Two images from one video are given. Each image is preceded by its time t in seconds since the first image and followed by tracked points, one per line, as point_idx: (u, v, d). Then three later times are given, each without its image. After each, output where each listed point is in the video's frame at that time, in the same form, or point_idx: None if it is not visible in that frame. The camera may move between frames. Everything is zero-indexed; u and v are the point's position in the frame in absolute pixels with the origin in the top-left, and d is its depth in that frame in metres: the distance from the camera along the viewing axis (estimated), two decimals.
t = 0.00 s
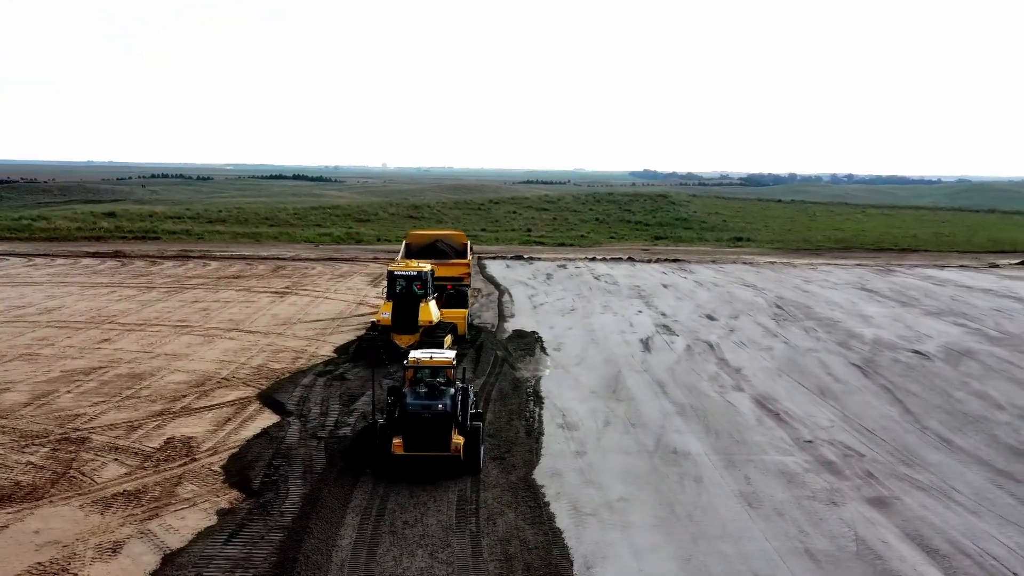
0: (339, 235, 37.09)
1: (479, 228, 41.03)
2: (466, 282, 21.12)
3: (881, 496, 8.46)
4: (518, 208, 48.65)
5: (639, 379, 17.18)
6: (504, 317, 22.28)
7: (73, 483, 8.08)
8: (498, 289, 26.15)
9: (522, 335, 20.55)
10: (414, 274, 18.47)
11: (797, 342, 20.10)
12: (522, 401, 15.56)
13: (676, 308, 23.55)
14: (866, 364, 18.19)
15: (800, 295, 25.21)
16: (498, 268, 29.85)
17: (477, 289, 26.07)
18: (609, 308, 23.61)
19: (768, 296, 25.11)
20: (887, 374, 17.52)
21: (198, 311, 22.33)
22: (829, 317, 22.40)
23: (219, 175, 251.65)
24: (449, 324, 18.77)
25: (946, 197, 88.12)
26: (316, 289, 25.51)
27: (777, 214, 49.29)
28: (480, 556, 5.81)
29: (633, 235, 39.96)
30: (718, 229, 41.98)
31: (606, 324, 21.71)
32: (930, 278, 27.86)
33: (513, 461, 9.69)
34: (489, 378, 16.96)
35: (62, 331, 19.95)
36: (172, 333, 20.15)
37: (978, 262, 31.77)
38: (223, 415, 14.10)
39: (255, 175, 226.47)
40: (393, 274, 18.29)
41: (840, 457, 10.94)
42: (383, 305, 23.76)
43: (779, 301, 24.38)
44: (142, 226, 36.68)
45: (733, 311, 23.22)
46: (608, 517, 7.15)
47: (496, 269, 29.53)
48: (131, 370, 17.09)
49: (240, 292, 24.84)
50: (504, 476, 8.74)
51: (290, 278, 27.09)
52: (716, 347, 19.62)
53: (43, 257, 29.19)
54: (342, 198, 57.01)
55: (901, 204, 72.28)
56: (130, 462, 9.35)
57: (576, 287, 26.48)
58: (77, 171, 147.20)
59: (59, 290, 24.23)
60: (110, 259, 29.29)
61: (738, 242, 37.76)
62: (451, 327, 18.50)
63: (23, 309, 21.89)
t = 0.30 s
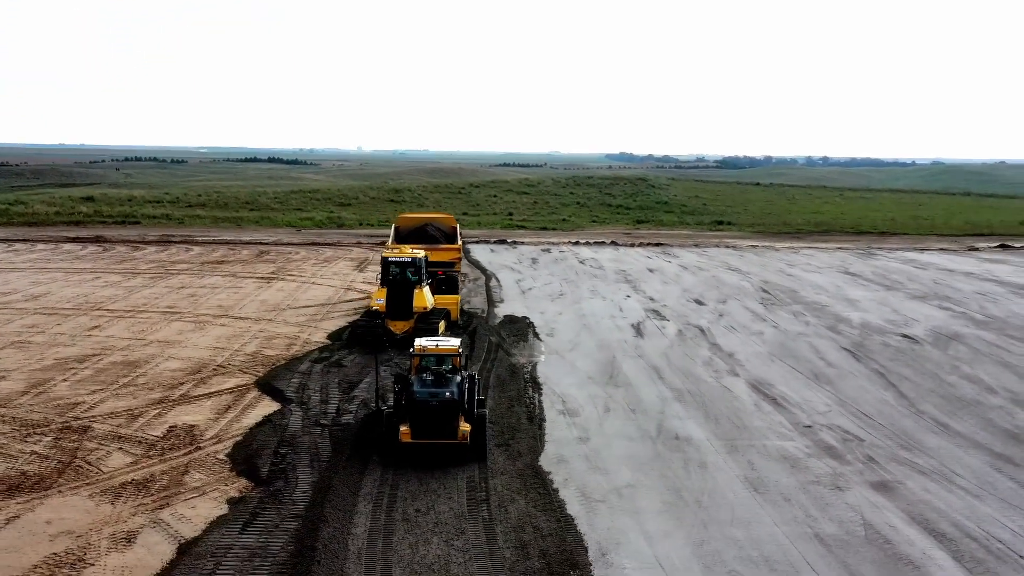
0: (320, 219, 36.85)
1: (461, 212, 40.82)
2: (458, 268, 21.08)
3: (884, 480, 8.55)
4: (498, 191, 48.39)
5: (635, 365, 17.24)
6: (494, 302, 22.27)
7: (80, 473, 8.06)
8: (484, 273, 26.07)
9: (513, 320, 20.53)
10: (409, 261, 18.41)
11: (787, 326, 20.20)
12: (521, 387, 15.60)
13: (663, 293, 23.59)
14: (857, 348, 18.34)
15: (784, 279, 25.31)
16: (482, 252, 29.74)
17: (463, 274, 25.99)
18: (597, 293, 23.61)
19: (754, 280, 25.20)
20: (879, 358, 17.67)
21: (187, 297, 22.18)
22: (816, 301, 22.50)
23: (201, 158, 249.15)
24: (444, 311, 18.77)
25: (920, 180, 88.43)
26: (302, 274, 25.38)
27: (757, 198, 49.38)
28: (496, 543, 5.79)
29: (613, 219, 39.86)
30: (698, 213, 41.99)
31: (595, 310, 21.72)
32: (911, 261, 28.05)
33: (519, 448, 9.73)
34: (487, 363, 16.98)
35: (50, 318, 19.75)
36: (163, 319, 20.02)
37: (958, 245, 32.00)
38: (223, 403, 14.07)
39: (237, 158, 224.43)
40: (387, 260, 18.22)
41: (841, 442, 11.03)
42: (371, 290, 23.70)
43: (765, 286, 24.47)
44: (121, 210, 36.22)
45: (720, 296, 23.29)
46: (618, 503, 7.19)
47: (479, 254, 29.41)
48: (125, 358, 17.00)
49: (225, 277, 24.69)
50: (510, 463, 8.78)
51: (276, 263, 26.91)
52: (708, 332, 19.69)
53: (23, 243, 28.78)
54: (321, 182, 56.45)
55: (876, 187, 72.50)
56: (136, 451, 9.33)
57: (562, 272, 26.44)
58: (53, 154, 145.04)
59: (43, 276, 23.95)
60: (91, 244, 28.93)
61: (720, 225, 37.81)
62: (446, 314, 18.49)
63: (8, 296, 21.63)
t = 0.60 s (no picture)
0: (303, 206, 36.59)
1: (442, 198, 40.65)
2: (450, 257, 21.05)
3: (887, 468, 8.63)
4: (479, 177, 48.19)
5: (631, 353, 17.29)
6: (484, 291, 22.26)
7: (87, 465, 8.03)
8: (471, 261, 26.00)
9: (504, 308, 20.53)
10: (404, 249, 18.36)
11: (777, 313, 20.30)
12: (520, 375, 15.63)
13: (652, 280, 23.64)
14: (848, 335, 18.47)
15: (769, 266, 25.41)
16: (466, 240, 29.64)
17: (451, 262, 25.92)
18: (586, 280, 23.62)
19: (740, 268, 25.26)
20: (870, 345, 17.81)
21: (176, 286, 22.02)
22: (803, 289, 22.60)
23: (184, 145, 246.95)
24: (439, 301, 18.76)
25: (895, 166, 88.63)
26: (288, 262, 25.23)
27: (737, 184, 49.41)
28: (511, 534, 5.83)
29: (596, 206, 39.79)
30: (680, 199, 42.01)
31: (585, 298, 21.74)
32: (893, 248, 28.23)
33: (523, 438, 9.77)
34: (485, 352, 17.00)
35: (39, 308, 19.56)
36: (154, 309, 19.89)
37: (938, 231, 32.21)
38: (223, 393, 14.03)
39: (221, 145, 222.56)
40: (382, 249, 18.15)
41: (840, 430, 11.12)
42: (360, 278, 23.61)
43: (751, 273, 24.55)
44: (101, 197, 35.79)
45: (709, 283, 23.35)
46: (627, 493, 7.23)
47: (464, 241, 29.31)
48: (120, 348, 16.90)
49: (212, 266, 24.51)
50: (517, 452, 8.82)
51: (262, 252, 26.74)
52: (699, 320, 19.76)
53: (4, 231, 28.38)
54: (301, 168, 55.96)
55: (853, 173, 72.69)
56: (141, 442, 9.30)
57: (550, 260, 26.42)
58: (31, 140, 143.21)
59: (27, 265, 23.67)
60: (73, 233, 28.61)
61: (703, 212, 37.88)
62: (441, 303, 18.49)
63: None
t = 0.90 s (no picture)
0: (285, 197, 36.32)
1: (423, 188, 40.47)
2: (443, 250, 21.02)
3: (890, 459, 8.71)
4: (460, 166, 47.99)
5: (627, 345, 17.33)
6: (475, 282, 22.24)
7: (94, 461, 7.99)
8: (458, 252, 25.93)
9: (497, 300, 20.54)
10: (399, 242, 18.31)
11: (768, 304, 20.39)
12: (519, 368, 15.65)
13: (640, 271, 23.68)
14: (839, 326, 18.60)
15: (755, 257, 25.49)
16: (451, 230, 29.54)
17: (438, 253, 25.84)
18: (575, 272, 23.62)
19: (726, 259, 25.32)
20: (862, 335, 17.95)
21: (164, 279, 21.84)
22: (791, 279, 22.69)
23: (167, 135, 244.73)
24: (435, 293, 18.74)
25: (871, 156, 89.08)
26: (275, 254, 25.09)
27: (717, 173, 49.44)
28: (526, 527, 5.86)
29: (578, 196, 39.73)
30: (661, 189, 42.02)
31: (575, 289, 21.74)
32: (876, 238, 28.40)
33: (528, 431, 9.80)
34: (483, 344, 17.01)
35: (27, 302, 19.36)
36: (145, 302, 19.75)
37: (919, 221, 32.40)
38: (224, 387, 13.99)
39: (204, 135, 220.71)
40: (376, 242, 18.09)
41: (840, 421, 11.19)
42: (349, 270, 23.51)
43: (739, 264, 24.61)
44: (81, 188, 35.36)
45: (697, 274, 23.42)
46: (637, 486, 7.27)
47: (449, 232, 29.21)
48: (114, 342, 16.78)
49: (199, 258, 24.34)
50: (523, 446, 8.86)
51: (248, 243, 26.56)
52: (691, 311, 19.82)
53: None
54: (279, 159, 55.53)
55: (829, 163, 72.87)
56: (146, 438, 9.26)
57: (537, 251, 26.39)
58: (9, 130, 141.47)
59: (11, 258, 23.38)
60: (55, 224, 28.28)
61: (685, 202, 37.92)
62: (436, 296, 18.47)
63: None
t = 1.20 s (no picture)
0: (267, 193, 36.14)
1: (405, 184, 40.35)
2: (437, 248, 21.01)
3: (893, 456, 8.77)
4: (441, 161, 47.83)
5: (622, 342, 17.37)
6: (465, 279, 22.25)
7: (100, 463, 7.96)
8: (445, 249, 25.89)
9: (488, 297, 20.54)
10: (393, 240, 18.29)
11: (758, 301, 20.48)
12: (517, 366, 15.69)
13: (627, 268, 23.74)
14: (830, 322, 18.73)
15: (740, 253, 25.60)
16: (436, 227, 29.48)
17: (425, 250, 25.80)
18: (563, 268, 23.65)
19: (713, 255, 25.42)
20: (853, 331, 18.09)
21: (152, 277, 21.71)
22: (778, 276, 22.81)
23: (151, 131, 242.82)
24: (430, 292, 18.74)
25: (848, 151, 89.55)
26: (262, 251, 24.98)
27: (697, 168, 49.57)
28: (540, 527, 5.89)
29: (560, 191, 39.73)
30: (643, 184, 42.08)
31: (564, 286, 21.77)
32: (859, 233, 28.58)
33: (531, 430, 9.84)
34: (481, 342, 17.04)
35: (14, 301, 19.16)
36: (136, 301, 19.61)
37: (899, 216, 32.64)
38: (224, 387, 13.93)
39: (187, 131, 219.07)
40: (371, 240, 18.05)
41: (839, 418, 11.27)
42: (337, 267, 23.44)
43: (725, 260, 24.72)
44: (60, 185, 34.97)
45: (686, 270, 23.50)
46: (645, 484, 7.32)
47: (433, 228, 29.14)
48: (109, 341, 16.65)
49: (185, 256, 24.18)
50: (529, 445, 8.91)
51: (235, 241, 26.41)
52: (682, 308, 19.90)
53: None
54: (258, 154, 55.13)
55: (806, 157, 73.20)
56: (150, 439, 9.22)
57: (523, 247, 26.39)
58: None
59: None
60: (36, 222, 27.97)
61: (666, 197, 37.99)
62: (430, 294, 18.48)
63: None
